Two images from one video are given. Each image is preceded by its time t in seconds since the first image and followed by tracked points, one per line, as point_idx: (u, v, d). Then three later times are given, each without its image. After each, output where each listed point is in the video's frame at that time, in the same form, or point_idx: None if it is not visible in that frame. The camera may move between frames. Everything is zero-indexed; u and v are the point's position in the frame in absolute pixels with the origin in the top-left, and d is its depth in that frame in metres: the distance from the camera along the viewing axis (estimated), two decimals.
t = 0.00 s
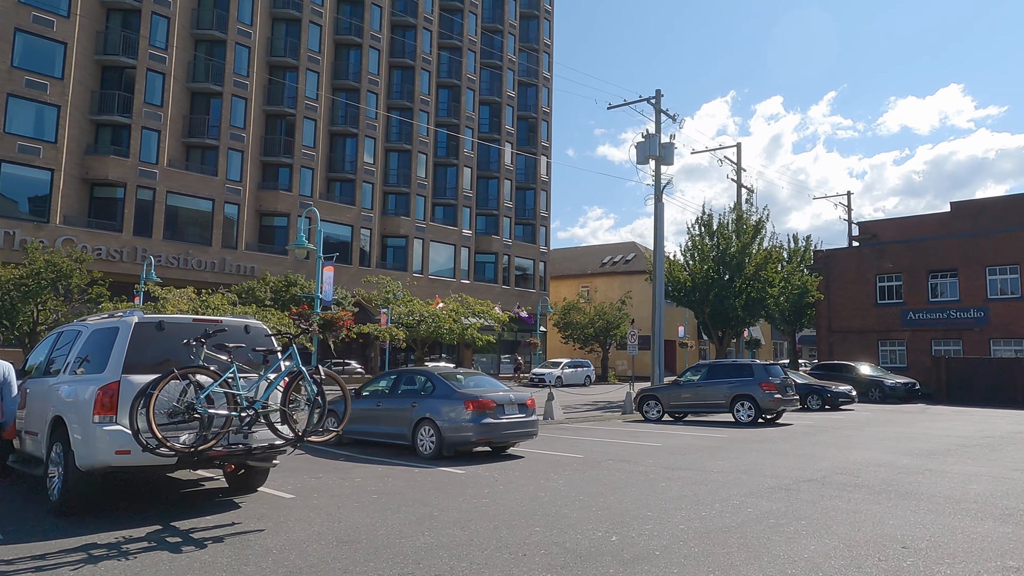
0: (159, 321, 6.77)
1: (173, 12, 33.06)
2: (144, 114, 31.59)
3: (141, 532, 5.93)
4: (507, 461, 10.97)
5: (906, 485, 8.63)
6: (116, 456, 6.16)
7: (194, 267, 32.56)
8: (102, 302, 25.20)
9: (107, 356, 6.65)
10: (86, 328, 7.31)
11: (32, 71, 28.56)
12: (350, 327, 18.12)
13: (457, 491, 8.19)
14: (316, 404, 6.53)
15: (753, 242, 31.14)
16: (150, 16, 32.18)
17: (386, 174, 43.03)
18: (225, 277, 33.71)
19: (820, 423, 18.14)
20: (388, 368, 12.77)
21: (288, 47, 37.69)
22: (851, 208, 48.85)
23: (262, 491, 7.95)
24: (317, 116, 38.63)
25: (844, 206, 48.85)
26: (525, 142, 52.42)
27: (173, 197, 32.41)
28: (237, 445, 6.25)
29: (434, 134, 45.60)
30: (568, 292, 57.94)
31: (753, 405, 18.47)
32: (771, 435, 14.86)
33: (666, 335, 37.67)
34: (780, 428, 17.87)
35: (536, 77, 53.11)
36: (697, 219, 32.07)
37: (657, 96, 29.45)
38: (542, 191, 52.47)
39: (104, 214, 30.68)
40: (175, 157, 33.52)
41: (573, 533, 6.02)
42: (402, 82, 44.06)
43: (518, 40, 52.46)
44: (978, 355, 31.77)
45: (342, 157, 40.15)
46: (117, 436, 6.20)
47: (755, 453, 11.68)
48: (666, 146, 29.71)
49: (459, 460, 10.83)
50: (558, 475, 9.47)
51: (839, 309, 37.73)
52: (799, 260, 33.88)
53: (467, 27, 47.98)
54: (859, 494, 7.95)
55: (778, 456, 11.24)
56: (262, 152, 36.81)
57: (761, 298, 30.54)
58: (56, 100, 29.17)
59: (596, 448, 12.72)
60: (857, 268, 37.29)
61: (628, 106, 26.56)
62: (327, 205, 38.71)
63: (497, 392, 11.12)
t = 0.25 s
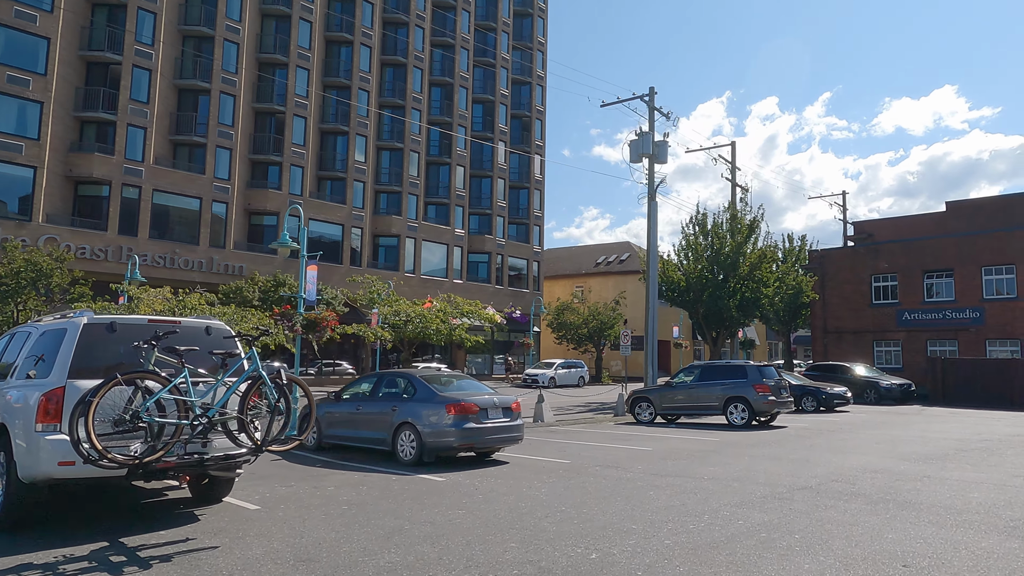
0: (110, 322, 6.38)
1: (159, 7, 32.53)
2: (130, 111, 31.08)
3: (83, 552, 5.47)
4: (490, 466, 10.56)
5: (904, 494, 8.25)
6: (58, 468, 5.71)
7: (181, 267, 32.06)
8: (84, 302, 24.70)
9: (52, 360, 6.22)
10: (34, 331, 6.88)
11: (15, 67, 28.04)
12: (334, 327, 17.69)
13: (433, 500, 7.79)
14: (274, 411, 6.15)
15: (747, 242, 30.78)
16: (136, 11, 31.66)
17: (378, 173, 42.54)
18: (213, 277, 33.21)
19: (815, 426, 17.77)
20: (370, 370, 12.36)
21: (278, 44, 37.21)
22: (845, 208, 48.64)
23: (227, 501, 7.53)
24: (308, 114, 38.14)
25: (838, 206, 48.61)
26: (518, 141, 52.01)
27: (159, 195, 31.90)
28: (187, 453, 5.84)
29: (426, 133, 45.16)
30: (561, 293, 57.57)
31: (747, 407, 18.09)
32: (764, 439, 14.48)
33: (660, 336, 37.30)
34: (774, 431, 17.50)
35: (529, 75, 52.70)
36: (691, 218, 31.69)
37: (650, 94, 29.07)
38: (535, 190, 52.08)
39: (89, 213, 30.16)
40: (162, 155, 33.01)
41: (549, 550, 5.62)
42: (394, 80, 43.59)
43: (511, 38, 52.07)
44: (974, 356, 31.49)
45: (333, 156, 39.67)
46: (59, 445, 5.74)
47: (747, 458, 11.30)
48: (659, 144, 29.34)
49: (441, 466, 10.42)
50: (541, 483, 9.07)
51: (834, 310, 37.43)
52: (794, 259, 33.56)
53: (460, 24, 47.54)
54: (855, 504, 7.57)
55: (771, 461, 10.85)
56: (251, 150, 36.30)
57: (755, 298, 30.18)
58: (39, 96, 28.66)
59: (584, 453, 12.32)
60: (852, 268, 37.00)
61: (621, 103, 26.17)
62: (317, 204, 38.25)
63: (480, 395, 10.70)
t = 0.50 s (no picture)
0: (53, 314, 5.90)
1: None
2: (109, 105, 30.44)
3: (15, 564, 5.02)
4: (471, 467, 10.15)
5: (900, 494, 7.91)
6: None
7: (163, 263, 31.43)
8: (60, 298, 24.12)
9: None
10: None
11: None
12: (315, 324, 17.23)
13: (406, 504, 7.38)
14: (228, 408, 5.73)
15: (737, 239, 30.52)
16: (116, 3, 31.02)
17: (365, 169, 42.03)
18: (196, 274, 32.60)
19: (806, 425, 17.48)
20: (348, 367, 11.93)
21: (263, 38, 36.64)
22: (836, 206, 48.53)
23: (186, 506, 7.09)
24: (293, 109, 37.57)
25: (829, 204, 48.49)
26: (508, 138, 51.63)
27: (140, 191, 31.26)
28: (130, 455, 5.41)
29: (414, 129, 44.68)
30: (551, 291, 57.22)
31: (737, 406, 17.77)
32: (754, 438, 14.15)
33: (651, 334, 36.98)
34: (765, 430, 17.19)
35: (519, 72, 52.30)
36: (681, 215, 31.40)
37: (640, 89, 28.75)
38: (525, 188, 51.68)
39: (67, 208, 29.49)
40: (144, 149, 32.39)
41: (525, 558, 5.22)
42: (382, 75, 43.08)
43: (501, 34, 51.64)
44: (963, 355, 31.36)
45: (319, 152, 39.12)
46: None
47: (737, 458, 10.95)
48: (649, 140, 29.03)
49: (419, 467, 10.01)
50: (522, 484, 8.67)
51: (824, 308, 37.26)
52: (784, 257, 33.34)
53: (448, 20, 47.08)
54: (849, 506, 7.22)
55: (762, 462, 10.51)
56: (236, 145, 35.71)
57: (746, 296, 29.93)
58: (15, 89, 27.99)
59: (569, 453, 11.94)
60: (842, 266, 36.86)
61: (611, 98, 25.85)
62: (303, 201, 37.70)
63: (460, 393, 10.28)
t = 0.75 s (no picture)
0: None
1: None
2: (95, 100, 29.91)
3: None
4: (455, 472, 9.76)
5: (901, 502, 7.56)
6: None
7: (150, 262, 30.91)
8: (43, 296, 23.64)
9: None
10: None
11: None
12: (300, 324, 16.79)
13: (382, 513, 6.98)
14: (183, 413, 5.29)
15: (733, 237, 30.16)
16: None
17: (357, 167, 41.57)
18: (184, 272, 32.09)
19: (802, 426, 17.13)
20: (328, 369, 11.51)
21: (253, 33, 36.14)
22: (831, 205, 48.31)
23: (146, 517, 6.67)
24: (284, 105, 37.08)
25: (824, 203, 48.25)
26: (502, 136, 51.21)
27: (127, 188, 30.73)
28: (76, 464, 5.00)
29: (407, 127, 44.22)
30: (546, 290, 56.83)
31: (731, 407, 17.40)
32: (749, 441, 13.79)
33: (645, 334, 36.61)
34: (760, 431, 16.83)
35: (514, 69, 51.87)
36: (676, 213, 31.03)
37: (635, 86, 28.37)
38: (519, 186, 51.26)
39: (51, 205, 28.97)
40: (131, 146, 31.87)
41: None
42: (374, 72, 42.59)
43: (495, 31, 51.19)
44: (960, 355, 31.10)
45: (310, 149, 38.63)
46: None
47: (731, 462, 10.58)
48: (644, 137, 28.66)
49: (401, 472, 9.60)
50: (506, 491, 8.28)
51: (819, 308, 36.97)
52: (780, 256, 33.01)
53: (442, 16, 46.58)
54: (849, 516, 6.85)
55: (757, 466, 10.14)
56: (225, 142, 35.20)
57: (741, 295, 29.57)
58: None
59: (558, 457, 11.55)
60: (837, 265, 36.55)
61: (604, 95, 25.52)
62: (294, 198, 37.23)
63: (444, 396, 9.87)
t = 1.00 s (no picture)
0: None
1: None
2: (80, 94, 29.38)
3: None
4: (437, 474, 9.34)
5: (904, 506, 7.17)
6: None
7: (136, 259, 30.39)
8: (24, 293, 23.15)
9: None
10: None
11: None
12: (283, 321, 16.35)
13: (354, 518, 6.56)
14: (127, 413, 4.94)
15: (728, 235, 29.79)
16: None
17: (349, 164, 41.09)
18: (171, 270, 31.57)
19: (798, 426, 16.76)
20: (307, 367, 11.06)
21: (242, 28, 35.64)
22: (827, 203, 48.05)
23: (101, 524, 6.22)
24: (274, 101, 36.58)
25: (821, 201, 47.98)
26: (496, 134, 50.78)
27: (113, 183, 30.19)
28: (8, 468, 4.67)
29: (399, 124, 43.76)
30: (540, 289, 56.42)
31: (726, 407, 17.02)
32: (744, 441, 13.40)
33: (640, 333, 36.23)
34: (755, 432, 16.46)
35: (508, 66, 51.44)
36: (670, 211, 30.65)
37: (629, 81, 27.98)
38: (513, 184, 50.82)
39: (34, 201, 28.45)
40: (117, 141, 31.34)
41: None
42: (366, 68, 42.10)
43: (489, 28, 50.74)
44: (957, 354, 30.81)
45: (301, 146, 38.13)
46: None
47: (726, 464, 10.18)
48: (638, 133, 28.26)
49: (381, 475, 9.17)
50: (489, 495, 7.86)
51: (815, 307, 36.66)
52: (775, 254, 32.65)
53: (435, 12, 46.11)
54: (850, 522, 6.46)
55: (753, 468, 9.75)
56: (213, 138, 34.68)
57: (736, 293, 29.20)
58: None
59: (546, 458, 11.14)
60: (834, 264, 36.24)
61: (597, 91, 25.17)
62: (284, 196, 36.73)
63: (425, 394, 9.44)
